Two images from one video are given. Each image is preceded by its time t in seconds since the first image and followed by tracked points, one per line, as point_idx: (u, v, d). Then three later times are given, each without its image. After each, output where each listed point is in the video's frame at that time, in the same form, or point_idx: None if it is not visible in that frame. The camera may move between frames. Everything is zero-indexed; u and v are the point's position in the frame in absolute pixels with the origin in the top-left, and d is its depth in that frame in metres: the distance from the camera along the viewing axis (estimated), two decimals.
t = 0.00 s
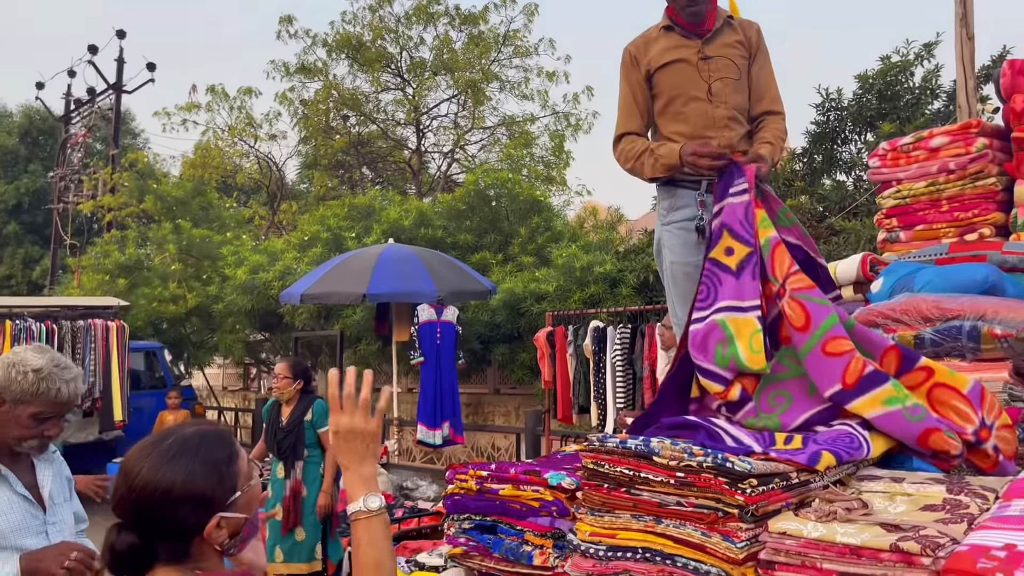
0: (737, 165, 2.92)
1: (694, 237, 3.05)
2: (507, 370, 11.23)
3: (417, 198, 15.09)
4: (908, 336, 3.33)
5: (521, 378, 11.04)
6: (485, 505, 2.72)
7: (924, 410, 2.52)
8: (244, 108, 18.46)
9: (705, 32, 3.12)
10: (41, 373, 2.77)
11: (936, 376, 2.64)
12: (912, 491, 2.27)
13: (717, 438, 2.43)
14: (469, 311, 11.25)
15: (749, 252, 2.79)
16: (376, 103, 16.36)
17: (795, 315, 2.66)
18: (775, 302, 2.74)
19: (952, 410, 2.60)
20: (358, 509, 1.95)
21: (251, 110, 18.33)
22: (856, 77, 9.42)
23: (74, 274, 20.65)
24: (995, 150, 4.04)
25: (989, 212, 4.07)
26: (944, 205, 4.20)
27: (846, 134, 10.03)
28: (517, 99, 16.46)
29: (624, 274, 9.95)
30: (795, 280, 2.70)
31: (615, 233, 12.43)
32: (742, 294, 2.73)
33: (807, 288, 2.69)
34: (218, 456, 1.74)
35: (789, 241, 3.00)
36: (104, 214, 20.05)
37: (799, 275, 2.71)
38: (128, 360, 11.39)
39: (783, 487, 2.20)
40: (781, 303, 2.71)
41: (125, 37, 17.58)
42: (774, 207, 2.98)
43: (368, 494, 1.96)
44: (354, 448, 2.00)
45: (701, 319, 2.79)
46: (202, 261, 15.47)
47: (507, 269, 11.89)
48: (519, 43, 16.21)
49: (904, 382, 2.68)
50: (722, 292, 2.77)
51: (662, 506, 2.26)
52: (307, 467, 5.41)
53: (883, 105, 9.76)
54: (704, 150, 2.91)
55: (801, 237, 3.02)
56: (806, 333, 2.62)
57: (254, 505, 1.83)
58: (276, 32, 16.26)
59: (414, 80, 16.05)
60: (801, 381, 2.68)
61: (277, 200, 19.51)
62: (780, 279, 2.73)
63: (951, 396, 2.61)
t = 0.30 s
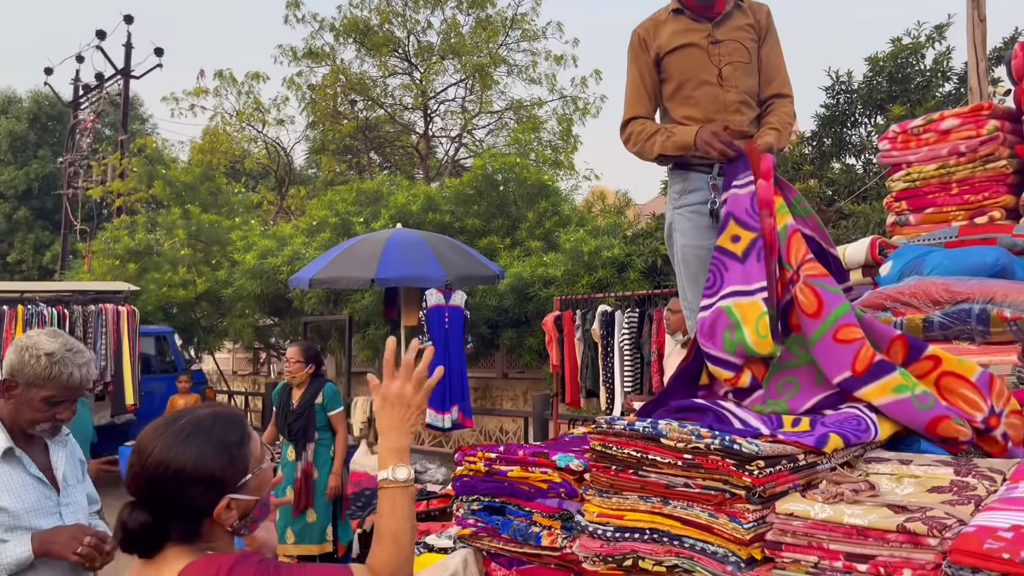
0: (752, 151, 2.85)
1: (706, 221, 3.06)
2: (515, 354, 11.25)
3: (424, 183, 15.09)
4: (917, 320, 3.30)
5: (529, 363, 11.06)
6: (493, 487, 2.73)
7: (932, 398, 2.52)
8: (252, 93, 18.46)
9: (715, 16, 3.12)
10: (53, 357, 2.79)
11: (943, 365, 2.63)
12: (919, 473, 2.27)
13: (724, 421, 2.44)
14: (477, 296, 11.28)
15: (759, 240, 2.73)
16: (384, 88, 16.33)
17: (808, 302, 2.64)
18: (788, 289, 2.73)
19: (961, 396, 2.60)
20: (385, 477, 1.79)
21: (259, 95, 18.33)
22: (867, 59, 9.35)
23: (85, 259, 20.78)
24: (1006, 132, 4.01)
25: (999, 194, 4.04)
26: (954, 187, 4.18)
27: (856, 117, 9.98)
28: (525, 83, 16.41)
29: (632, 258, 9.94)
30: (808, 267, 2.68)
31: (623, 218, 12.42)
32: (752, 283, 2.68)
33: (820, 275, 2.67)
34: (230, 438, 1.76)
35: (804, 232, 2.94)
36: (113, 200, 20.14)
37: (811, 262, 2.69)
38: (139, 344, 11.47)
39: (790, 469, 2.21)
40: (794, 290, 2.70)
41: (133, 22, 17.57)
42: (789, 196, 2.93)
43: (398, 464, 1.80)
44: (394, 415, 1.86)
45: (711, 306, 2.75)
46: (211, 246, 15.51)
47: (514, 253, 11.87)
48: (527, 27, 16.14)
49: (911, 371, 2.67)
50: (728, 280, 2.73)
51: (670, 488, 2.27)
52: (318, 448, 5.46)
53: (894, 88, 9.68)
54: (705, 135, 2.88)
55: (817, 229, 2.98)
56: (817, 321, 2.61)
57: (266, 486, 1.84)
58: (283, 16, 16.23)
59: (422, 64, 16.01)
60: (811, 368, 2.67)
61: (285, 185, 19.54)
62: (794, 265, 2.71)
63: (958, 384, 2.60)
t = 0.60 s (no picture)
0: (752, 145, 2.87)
1: (712, 206, 3.07)
2: (519, 340, 11.28)
3: (428, 169, 15.11)
4: (922, 303, 3.33)
5: (534, 348, 11.10)
6: (500, 469, 2.77)
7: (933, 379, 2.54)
8: (256, 79, 18.44)
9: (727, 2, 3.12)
10: (65, 341, 2.81)
11: (945, 347, 2.64)
12: (922, 455, 2.29)
13: (729, 403, 2.46)
14: (482, 282, 11.30)
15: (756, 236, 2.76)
16: (388, 73, 16.30)
17: (806, 289, 2.65)
18: (786, 278, 2.73)
19: (964, 375, 2.61)
20: (401, 451, 1.79)
21: (263, 80, 18.31)
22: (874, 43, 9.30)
23: (91, 245, 20.88)
24: (1012, 117, 4.00)
25: (1005, 179, 4.02)
26: (961, 171, 4.18)
27: (862, 102, 9.95)
28: (529, 68, 16.36)
29: (637, 244, 9.95)
30: (805, 258, 2.68)
31: (627, 204, 12.43)
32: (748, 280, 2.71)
33: (817, 266, 2.67)
34: (248, 420, 1.79)
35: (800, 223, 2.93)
36: (119, 186, 20.19)
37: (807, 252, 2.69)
38: (146, 330, 11.52)
39: (795, 450, 2.23)
40: (792, 279, 2.70)
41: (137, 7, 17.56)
42: (783, 187, 2.92)
43: (414, 440, 1.81)
44: (412, 393, 1.87)
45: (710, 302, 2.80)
46: (216, 233, 15.55)
47: (519, 239, 11.89)
48: (531, 11, 16.08)
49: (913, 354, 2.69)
50: (727, 277, 2.76)
51: (675, 470, 2.29)
52: (326, 433, 5.51)
53: (901, 72, 9.64)
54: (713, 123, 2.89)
55: (812, 220, 2.97)
56: (814, 308, 2.62)
57: (279, 471, 1.86)
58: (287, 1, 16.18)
59: (426, 49, 15.97)
60: (813, 355, 2.69)
61: (289, 171, 19.54)
62: (791, 255, 2.71)
63: (960, 365, 2.62)
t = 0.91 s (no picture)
0: (761, 130, 2.91)
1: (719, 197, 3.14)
2: (520, 329, 11.33)
3: (428, 157, 15.13)
4: (924, 294, 3.38)
5: (534, 337, 11.16)
6: (510, 456, 2.84)
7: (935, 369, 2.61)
8: (254, 67, 18.41)
9: None
10: (83, 331, 2.88)
11: (949, 338, 2.71)
12: (925, 442, 2.35)
13: (735, 392, 2.51)
14: (482, 271, 11.36)
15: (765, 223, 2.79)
16: (387, 61, 16.29)
17: (818, 276, 2.68)
18: (799, 264, 2.75)
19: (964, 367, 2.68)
20: (435, 442, 1.88)
21: (261, 68, 18.28)
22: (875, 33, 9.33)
23: (90, 234, 20.90)
24: (1013, 109, 4.05)
25: (1007, 170, 4.07)
26: (962, 163, 4.23)
27: (862, 91, 9.99)
28: (529, 56, 16.35)
29: (637, 234, 10.01)
30: (817, 245, 2.71)
31: (627, 193, 12.48)
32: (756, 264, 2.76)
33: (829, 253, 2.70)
34: (275, 401, 1.89)
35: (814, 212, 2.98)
36: (117, 174, 20.19)
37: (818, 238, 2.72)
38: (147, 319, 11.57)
39: (800, 438, 2.29)
40: (803, 265, 2.73)
41: None
42: (800, 173, 2.96)
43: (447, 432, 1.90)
44: (455, 388, 1.96)
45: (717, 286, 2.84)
46: (216, 221, 15.59)
47: (519, 228, 11.93)
48: None
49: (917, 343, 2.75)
50: (729, 262, 2.82)
51: (684, 456, 2.35)
52: (331, 421, 5.58)
53: (901, 62, 9.69)
54: (723, 115, 2.96)
55: (826, 207, 3.01)
56: (826, 294, 2.66)
57: (301, 453, 1.97)
58: None
59: (425, 37, 15.95)
60: (820, 340, 2.72)
61: (288, 159, 19.54)
62: (804, 242, 2.74)
63: (963, 356, 2.69)
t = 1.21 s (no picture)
0: (761, 129, 3.05)
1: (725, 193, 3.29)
2: (516, 319, 11.46)
3: (423, 148, 15.21)
4: (917, 286, 3.55)
5: (531, 327, 11.29)
6: (526, 441, 2.99)
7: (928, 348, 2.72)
8: (250, 56, 18.43)
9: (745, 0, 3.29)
10: (110, 319, 2.98)
11: (945, 323, 2.85)
12: (920, 428, 2.49)
13: (741, 379, 2.66)
14: (480, 262, 11.49)
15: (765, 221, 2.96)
16: (383, 51, 16.35)
17: (817, 262, 2.80)
18: (796, 251, 2.88)
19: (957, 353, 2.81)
20: (476, 442, 2.07)
21: (256, 58, 18.30)
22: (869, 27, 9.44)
23: (85, 223, 20.89)
24: (1005, 108, 4.17)
25: (997, 167, 4.21)
26: (954, 160, 4.37)
27: (855, 84, 10.11)
28: (524, 47, 16.42)
29: (634, 225, 10.14)
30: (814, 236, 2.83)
31: (623, 184, 12.61)
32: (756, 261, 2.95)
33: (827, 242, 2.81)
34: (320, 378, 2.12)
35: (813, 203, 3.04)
36: (113, 163, 20.20)
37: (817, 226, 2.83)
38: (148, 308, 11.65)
39: (804, 423, 2.44)
40: (803, 252, 2.85)
41: None
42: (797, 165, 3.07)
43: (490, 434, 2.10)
44: (491, 393, 2.14)
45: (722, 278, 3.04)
46: (214, 211, 15.65)
47: (516, 219, 12.05)
48: None
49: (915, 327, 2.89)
50: (732, 259, 3.03)
51: (694, 441, 2.50)
52: (339, 409, 5.72)
53: (893, 56, 9.83)
54: (730, 125, 3.11)
55: (823, 198, 3.08)
56: (826, 279, 2.78)
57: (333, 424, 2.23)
58: None
59: (421, 28, 16.00)
60: (820, 324, 2.86)
61: (283, 148, 19.58)
62: (803, 230, 2.86)
63: (957, 341, 2.83)
